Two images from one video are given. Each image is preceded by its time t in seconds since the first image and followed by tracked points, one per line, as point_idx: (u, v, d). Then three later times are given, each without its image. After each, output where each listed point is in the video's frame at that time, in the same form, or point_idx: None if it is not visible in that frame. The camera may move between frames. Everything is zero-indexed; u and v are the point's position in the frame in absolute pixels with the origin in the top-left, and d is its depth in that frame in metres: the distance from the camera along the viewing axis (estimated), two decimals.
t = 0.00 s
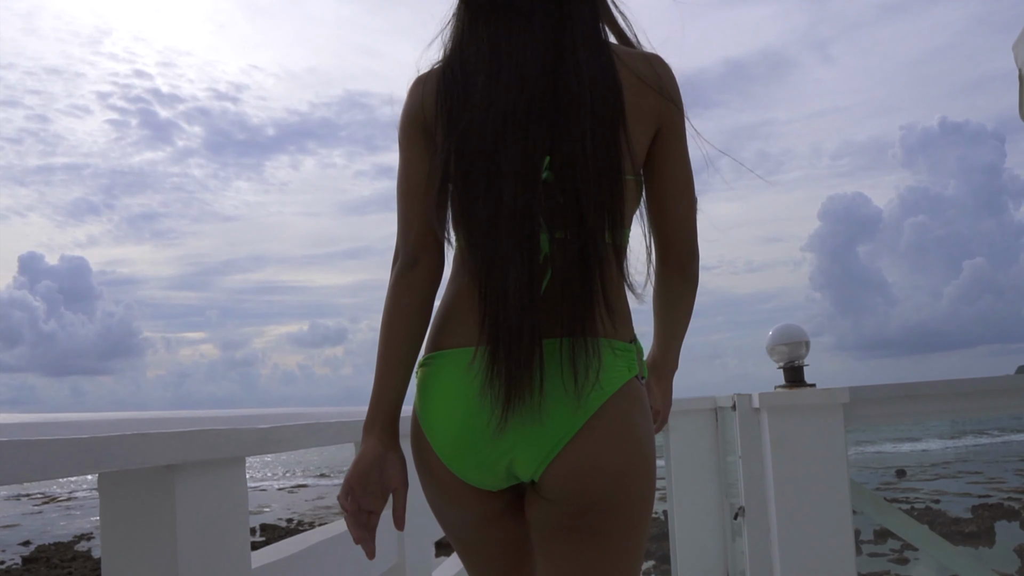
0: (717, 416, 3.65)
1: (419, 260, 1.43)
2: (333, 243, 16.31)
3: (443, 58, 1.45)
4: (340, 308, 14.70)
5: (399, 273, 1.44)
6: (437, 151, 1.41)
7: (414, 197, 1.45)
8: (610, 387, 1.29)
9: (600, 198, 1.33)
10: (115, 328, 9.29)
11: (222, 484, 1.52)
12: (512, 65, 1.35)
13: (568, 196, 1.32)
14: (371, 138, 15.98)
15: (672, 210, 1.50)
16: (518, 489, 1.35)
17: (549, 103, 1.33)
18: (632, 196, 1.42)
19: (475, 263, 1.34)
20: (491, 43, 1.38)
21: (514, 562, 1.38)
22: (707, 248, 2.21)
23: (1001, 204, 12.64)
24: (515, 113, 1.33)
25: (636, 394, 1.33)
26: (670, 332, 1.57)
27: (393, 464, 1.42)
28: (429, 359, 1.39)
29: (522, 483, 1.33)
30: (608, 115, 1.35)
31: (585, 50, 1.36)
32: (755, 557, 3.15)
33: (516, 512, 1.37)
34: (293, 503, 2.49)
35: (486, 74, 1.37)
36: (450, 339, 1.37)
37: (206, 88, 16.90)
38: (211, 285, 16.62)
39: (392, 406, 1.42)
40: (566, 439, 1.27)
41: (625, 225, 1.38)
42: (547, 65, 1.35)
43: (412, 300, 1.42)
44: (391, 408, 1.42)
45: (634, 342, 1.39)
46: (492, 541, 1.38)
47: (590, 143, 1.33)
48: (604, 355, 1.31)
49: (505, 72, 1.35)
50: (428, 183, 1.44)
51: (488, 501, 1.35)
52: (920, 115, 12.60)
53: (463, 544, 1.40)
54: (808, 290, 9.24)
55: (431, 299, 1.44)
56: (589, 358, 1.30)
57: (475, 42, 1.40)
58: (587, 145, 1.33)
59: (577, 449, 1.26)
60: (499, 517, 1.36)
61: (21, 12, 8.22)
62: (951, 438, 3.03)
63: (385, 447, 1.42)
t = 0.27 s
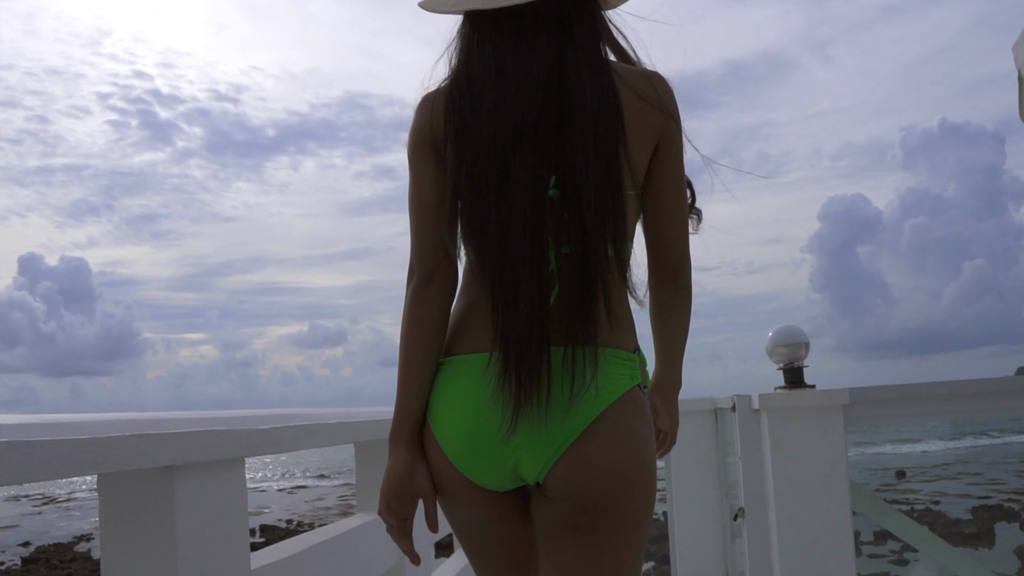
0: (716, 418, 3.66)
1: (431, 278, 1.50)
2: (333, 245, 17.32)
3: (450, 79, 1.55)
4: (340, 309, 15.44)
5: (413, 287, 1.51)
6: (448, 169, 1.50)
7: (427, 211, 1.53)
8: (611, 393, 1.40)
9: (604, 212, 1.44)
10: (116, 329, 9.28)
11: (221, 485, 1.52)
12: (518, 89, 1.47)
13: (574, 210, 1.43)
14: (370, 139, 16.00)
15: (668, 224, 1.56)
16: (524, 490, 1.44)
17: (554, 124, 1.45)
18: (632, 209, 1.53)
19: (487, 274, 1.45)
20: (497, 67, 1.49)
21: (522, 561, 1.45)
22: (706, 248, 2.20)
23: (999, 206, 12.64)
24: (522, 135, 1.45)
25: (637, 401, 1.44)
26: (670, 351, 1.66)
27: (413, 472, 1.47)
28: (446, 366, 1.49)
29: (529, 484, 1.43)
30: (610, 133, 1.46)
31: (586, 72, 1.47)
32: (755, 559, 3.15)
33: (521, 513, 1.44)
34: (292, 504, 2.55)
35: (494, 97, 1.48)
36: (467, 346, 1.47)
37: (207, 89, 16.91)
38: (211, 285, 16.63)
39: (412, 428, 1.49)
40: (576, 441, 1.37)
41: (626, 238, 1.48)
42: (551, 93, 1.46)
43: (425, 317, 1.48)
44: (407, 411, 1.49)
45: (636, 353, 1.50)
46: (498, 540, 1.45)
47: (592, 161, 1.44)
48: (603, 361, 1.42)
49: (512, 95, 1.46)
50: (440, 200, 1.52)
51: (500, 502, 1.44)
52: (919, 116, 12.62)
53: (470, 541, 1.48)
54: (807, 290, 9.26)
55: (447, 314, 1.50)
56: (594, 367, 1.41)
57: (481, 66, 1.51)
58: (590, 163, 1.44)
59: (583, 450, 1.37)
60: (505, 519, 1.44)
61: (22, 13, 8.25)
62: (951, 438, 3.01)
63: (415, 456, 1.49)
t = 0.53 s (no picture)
0: (716, 418, 3.66)
1: (439, 288, 1.53)
2: (332, 245, 17.42)
3: (456, 92, 1.57)
4: (341, 310, 15.49)
5: (425, 293, 1.54)
6: (458, 179, 1.53)
7: (437, 220, 1.55)
8: (614, 398, 1.43)
9: (608, 221, 1.48)
10: (115, 329, 9.25)
11: (221, 485, 1.51)
12: (523, 101, 1.49)
13: (579, 221, 1.47)
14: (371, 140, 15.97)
15: (663, 236, 1.61)
16: (530, 487, 1.48)
17: (559, 136, 1.48)
18: (634, 218, 1.56)
19: (497, 282, 1.48)
20: (502, 78, 1.52)
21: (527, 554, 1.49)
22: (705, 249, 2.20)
23: (1000, 206, 12.61)
24: (529, 147, 1.48)
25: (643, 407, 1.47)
26: (670, 352, 1.65)
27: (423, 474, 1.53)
28: (454, 370, 1.51)
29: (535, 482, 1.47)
30: (613, 145, 1.50)
31: (587, 85, 1.51)
32: (754, 558, 3.15)
33: (526, 502, 1.49)
34: (291, 504, 2.54)
35: (500, 108, 1.50)
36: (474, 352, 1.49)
37: (207, 89, 16.89)
38: (211, 285, 16.61)
39: (423, 425, 1.54)
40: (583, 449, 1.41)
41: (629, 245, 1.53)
42: (556, 105, 1.49)
43: (435, 326, 1.52)
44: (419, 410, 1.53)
45: (644, 360, 1.53)
46: (505, 534, 1.49)
47: (596, 173, 1.48)
48: (604, 368, 1.44)
49: (517, 107, 1.49)
50: (449, 209, 1.55)
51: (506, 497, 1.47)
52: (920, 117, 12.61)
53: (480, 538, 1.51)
54: (807, 291, 9.26)
55: (458, 321, 1.53)
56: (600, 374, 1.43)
57: (486, 79, 1.53)
58: (594, 176, 1.48)
59: (587, 457, 1.40)
60: (509, 507, 1.47)
61: (22, 13, 8.21)
62: (951, 440, 3.00)
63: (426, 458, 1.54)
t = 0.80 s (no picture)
0: (717, 419, 3.66)
1: (443, 292, 1.54)
2: (332, 245, 17.70)
3: (463, 101, 1.59)
4: (339, 310, 15.78)
5: (431, 297, 1.55)
6: (464, 184, 1.55)
7: (444, 225, 1.56)
8: (620, 401, 1.45)
9: (615, 226, 1.50)
10: (116, 328, 9.26)
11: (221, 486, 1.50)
12: (530, 110, 1.52)
13: (586, 226, 1.49)
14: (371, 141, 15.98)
15: (665, 241, 1.61)
16: (532, 484, 1.49)
17: (565, 144, 1.50)
18: (637, 223, 1.58)
19: (505, 286, 1.49)
20: (509, 88, 1.54)
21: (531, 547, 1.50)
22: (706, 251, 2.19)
23: (1000, 207, 12.59)
24: (537, 154, 1.50)
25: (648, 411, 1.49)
26: (676, 355, 1.63)
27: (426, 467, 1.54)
28: (460, 367, 1.52)
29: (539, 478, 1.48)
30: (618, 151, 1.52)
31: (592, 94, 1.53)
32: (754, 559, 3.15)
33: (532, 495, 1.49)
34: (291, 505, 2.56)
35: (507, 117, 1.52)
36: (479, 351, 1.50)
37: (207, 90, 16.87)
38: (211, 286, 16.63)
39: (429, 417, 1.53)
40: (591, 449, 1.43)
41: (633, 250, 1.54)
42: (561, 113, 1.52)
43: (441, 328, 1.53)
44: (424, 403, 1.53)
45: (648, 364, 1.55)
46: (506, 521, 1.49)
47: (602, 179, 1.50)
48: (607, 370, 1.46)
49: (524, 116, 1.52)
50: (456, 215, 1.56)
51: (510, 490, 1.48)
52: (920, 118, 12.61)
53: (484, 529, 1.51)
54: (807, 292, 9.26)
55: (463, 323, 1.54)
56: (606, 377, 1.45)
57: (493, 88, 1.55)
58: (599, 181, 1.50)
59: (594, 460, 1.43)
60: (519, 498, 1.48)
61: (22, 13, 8.19)
62: (950, 441, 2.99)
63: (428, 452, 1.54)
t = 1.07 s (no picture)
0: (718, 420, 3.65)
1: (445, 294, 1.55)
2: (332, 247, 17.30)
3: (471, 106, 1.60)
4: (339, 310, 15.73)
5: (435, 300, 1.54)
6: (469, 188, 1.56)
7: (450, 229, 1.57)
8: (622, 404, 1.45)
9: (618, 231, 1.51)
10: (115, 328, 9.28)
11: (221, 487, 1.49)
12: (536, 117, 1.53)
13: (590, 231, 1.50)
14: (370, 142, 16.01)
15: (668, 244, 1.60)
16: (534, 479, 1.49)
17: (570, 149, 1.51)
18: (638, 228, 1.58)
19: (510, 289, 1.49)
20: (514, 95, 1.55)
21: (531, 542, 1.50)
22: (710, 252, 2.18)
23: (1001, 209, 12.56)
24: (542, 160, 1.51)
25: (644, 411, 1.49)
26: (686, 355, 1.60)
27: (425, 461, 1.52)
28: (463, 366, 1.52)
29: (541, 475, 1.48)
30: (622, 157, 1.53)
31: (596, 102, 1.54)
32: (754, 561, 3.15)
33: (532, 489, 1.50)
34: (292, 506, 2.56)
35: (513, 125, 1.53)
36: (483, 352, 1.50)
37: (208, 90, 16.84)
38: (210, 286, 16.63)
39: (431, 415, 1.54)
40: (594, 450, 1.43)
41: (635, 254, 1.55)
42: (566, 119, 1.52)
43: (443, 330, 1.54)
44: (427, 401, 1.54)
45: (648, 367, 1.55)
46: (507, 516, 1.49)
47: (606, 185, 1.51)
48: (610, 372, 1.46)
49: (529, 122, 1.52)
50: (460, 220, 1.58)
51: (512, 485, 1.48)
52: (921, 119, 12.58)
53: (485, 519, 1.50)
54: (807, 293, 9.25)
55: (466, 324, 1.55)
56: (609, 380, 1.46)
57: (499, 93, 1.56)
58: (602, 187, 1.51)
59: (597, 462, 1.42)
60: (518, 490, 1.48)
61: (22, 13, 8.17)
62: (950, 442, 3.00)
63: (429, 451, 1.53)
